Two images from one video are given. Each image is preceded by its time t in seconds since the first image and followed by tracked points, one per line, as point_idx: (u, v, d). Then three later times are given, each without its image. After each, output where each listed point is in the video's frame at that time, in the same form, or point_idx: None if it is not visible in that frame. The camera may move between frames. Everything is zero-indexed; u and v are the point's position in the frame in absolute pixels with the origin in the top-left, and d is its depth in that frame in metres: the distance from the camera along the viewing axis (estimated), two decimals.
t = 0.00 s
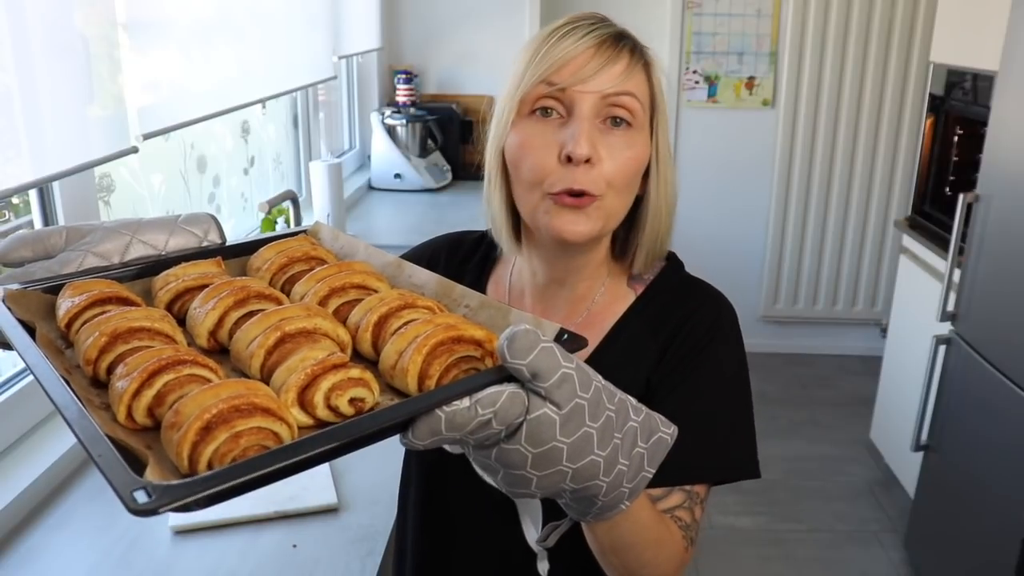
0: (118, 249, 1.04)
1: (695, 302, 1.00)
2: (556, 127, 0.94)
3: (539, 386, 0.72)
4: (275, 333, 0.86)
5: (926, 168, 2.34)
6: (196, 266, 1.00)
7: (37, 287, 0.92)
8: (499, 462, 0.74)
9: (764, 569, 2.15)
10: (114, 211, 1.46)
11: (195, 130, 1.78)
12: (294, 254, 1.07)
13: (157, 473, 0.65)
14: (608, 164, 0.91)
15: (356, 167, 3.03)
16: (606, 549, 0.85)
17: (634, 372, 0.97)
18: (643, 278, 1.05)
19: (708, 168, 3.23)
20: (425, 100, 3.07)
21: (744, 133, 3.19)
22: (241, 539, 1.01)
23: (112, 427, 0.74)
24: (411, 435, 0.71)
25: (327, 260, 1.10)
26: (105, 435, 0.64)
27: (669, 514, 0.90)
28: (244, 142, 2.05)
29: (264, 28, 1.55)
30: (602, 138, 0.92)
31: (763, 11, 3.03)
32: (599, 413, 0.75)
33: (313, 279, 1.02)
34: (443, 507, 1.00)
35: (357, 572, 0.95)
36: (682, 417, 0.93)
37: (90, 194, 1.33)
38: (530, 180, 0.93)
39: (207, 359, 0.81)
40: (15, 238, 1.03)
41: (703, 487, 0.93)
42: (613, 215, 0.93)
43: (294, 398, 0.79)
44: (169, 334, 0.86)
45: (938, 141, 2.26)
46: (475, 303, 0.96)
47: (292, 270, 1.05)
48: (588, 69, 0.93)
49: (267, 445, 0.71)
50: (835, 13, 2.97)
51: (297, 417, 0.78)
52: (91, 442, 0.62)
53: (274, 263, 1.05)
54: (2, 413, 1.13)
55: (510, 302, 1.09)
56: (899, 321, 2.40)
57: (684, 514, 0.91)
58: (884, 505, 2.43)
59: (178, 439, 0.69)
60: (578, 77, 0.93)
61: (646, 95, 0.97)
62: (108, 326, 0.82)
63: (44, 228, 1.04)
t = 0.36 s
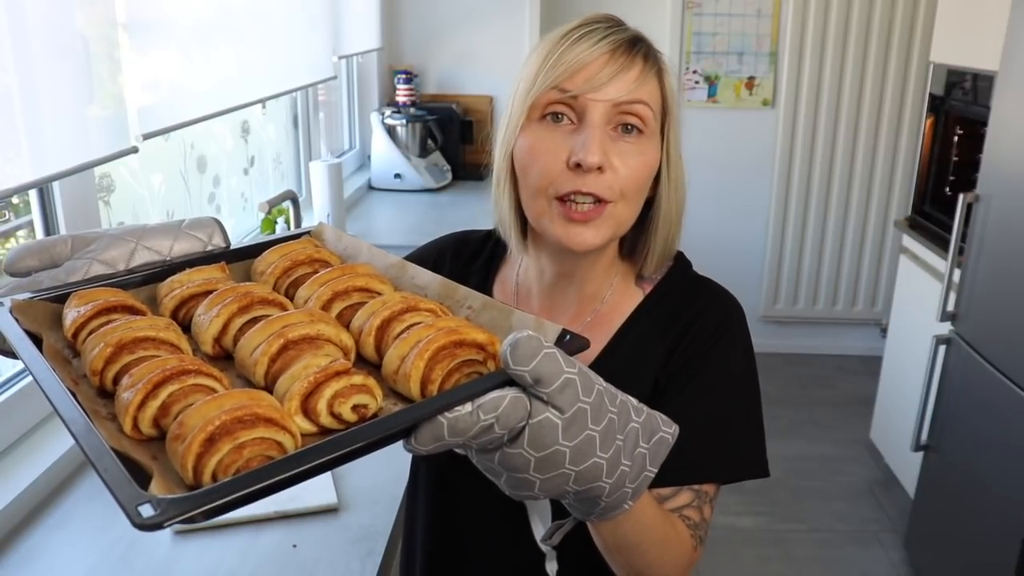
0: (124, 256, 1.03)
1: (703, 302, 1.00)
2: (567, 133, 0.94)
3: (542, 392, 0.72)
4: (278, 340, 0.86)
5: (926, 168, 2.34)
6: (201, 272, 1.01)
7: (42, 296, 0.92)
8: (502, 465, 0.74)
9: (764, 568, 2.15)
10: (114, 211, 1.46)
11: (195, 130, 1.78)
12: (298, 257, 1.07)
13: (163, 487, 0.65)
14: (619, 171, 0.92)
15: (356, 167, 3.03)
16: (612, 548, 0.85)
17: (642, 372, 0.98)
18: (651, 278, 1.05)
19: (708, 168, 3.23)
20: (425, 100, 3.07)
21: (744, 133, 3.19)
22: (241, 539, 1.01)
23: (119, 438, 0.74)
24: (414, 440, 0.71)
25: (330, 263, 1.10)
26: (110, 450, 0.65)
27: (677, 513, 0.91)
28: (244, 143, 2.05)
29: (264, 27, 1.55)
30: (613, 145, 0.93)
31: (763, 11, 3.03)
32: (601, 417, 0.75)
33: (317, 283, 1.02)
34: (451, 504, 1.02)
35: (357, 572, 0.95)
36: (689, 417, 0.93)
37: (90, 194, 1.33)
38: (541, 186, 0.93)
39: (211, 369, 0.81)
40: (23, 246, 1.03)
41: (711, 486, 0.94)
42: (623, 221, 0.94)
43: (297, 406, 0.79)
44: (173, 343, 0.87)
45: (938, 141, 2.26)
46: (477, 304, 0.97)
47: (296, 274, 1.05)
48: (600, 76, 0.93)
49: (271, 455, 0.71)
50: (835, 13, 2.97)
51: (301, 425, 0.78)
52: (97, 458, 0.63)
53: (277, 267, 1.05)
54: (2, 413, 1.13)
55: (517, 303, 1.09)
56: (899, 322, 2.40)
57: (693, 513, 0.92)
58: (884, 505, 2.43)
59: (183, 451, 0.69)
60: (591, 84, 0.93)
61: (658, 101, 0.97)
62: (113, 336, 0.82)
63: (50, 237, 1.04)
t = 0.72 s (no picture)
0: (126, 250, 1.05)
1: (706, 300, 1.00)
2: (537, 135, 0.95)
3: (539, 392, 0.72)
4: (279, 334, 0.86)
5: (926, 168, 2.34)
6: (203, 266, 1.01)
7: (43, 287, 0.92)
8: (499, 463, 0.74)
9: (764, 569, 2.15)
10: (114, 211, 1.46)
11: (195, 130, 1.78)
12: (299, 254, 1.07)
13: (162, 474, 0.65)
14: (582, 175, 0.91)
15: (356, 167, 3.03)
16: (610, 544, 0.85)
17: (643, 369, 0.97)
18: (654, 274, 1.05)
19: (708, 168, 3.23)
20: (425, 100, 3.07)
21: (744, 133, 3.19)
22: (241, 539, 1.01)
23: (118, 427, 0.74)
24: (411, 436, 0.71)
25: (331, 261, 1.09)
26: (109, 436, 0.65)
27: (676, 509, 0.91)
28: (244, 142, 2.05)
29: (264, 27, 1.55)
30: (579, 148, 0.92)
31: (763, 11, 3.03)
32: (598, 417, 0.75)
33: (318, 280, 1.02)
34: (451, 499, 1.02)
35: (357, 572, 0.95)
36: (690, 413, 0.93)
37: (90, 195, 1.33)
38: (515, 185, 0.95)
39: (211, 361, 0.81)
40: (25, 240, 1.03)
41: (711, 483, 0.93)
42: (589, 222, 0.94)
43: (297, 399, 0.79)
44: (174, 334, 0.87)
45: (938, 141, 2.26)
46: (477, 304, 0.97)
47: (297, 271, 1.05)
48: (568, 79, 0.93)
49: (269, 446, 0.71)
50: (835, 13, 2.97)
51: (300, 418, 0.78)
52: (96, 443, 0.63)
53: (278, 263, 1.05)
54: (2, 413, 1.13)
55: (519, 299, 1.09)
56: (899, 322, 2.40)
57: (691, 509, 0.91)
58: (884, 505, 2.43)
59: (182, 440, 0.69)
60: (559, 87, 0.93)
61: (638, 102, 0.95)
62: (114, 326, 0.82)
63: (51, 230, 1.03)
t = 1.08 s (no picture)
0: (124, 244, 1.03)
1: (704, 295, 1.00)
2: (542, 126, 0.95)
3: (537, 396, 0.72)
4: (279, 336, 0.86)
5: (926, 168, 2.34)
6: (201, 263, 1.01)
7: (42, 283, 0.92)
8: (499, 465, 0.74)
9: (764, 569, 2.15)
10: (114, 210, 1.46)
11: (195, 129, 1.78)
12: (298, 249, 1.07)
13: (167, 484, 0.65)
14: (584, 167, 0.91)
15: (356, 167, 3.03)
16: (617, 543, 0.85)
17: (644, 367, 0.98)
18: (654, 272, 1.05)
19: (708, 168, 3.23)
20: (425, 100, 3.07)
21: (744, 134, 3.19)
22: (241, 539, 1.01)
23: (121, 431, 0.74)
24: (412, 440, 0.71)
25: (330, 256, 1.10)
26: (114, 446, 0.65)
27: (683, 505, 0.90)
28: (244, 142, 2.05)
29: (264, 27, 1.55)
30: (583, 139, 0.92)
31: (763, 11, 3.03)
32: (597, 419, 0.75)
33: (318, 278, 1.02)
34: (454, 498, 1.02)
35: (357, 572, 0.95)
36: (692, 408, 0.93)
37: (90, 195, 1.33)
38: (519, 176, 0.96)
39: (213, 364, 0.81)
40: (23, 234, 1.04)
41: (717, 477, 0.93)
42: (592, 216, 0.94)
43: (298, 403, 0.79)
44: (174, 335, 0.87)
45: (938, 141, 2.26)
46: (476, 303, 0.97)
47: (296, 266, 1.06)
48: (573, 70, 0.93)
49: (273, 454, 0.71)
50: (835, 13, 2.97)
51: (302, 422, 0.78)
52: (102, 455, 0.63)
53: (278, 258, 1.06)
54: (2, 413, 1.13)
55: (519, 300, 1.09)
56: (899, 321, 2.40)
57: (699, 504, 0.91)
58: (884, 505, 2.43)
59: (186, 448, 0.69)
60: (565, 77, 0.93)
61: (642, 97, 0.94)
62: (116, 328, 0.82)
63: (49, 225, 1.04)
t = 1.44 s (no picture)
0: (118, 258, 1.04)
1: (706, 299, 1.00)
2: (549, 136, 0.94)
3: (538, 402, 0.72)
4: (277, 346, 0.86)
5: (926, 168, 2.34)
6: (196, 274, 1.01)
7: (36, 298, 0.92)
8: (500, 472, 0.74)
9: (764, 568, 2.15)
10: (114, 211, 1.46)
11: (195, 130, 1.78)
12: (294, 259, 1.07)
13: (168, 499, 0.65)
14: (594, 177, 0.91)
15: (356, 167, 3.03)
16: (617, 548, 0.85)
17: (646, 369, 0.97)
18: (655, 274, 1.05)
19: (708, 167, 3.23)
20: (425, 100, 3.07)
21: (744, 134, 3.19)
22: (241, 540, 1.01)
23: (119, 445, 0.74)
24: (414, 450, 0.70)
25: (326, 265, 1.10)
26: (112, 461, 0.65)
27: (683, 509, 0.91)
28: (244, 142, 2.05)
29: (264, 27, 1.55)
30: (592, 150, 0.92)
31: (763, 11, 3.03)
32: (598, 425, 0.75)
33: (314, 287, 1.02)
34: (453, 502, 1.02)
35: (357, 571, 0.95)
36: (694, 412, 0.93)
37: (90, 195, 1.33)
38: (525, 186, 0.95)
39: (212, 376, 0.81)
40: (14, 249, 1.03)
41: (717, 482, 0.94)
42: (600, 226, 0.94)
43: (298, 414, 0.79)
44: (171, 348, 0.87)
45: (938, 141, 2.26)
46: (474, 309, 0.97)
47: (292, 275, 1.06)
48: (581, 80, 0.92)
49: (274, 466, 0.71)
50: (835, 14, 2.97)
51: (302, 433, 0.79)
52: (101, 471, 0.63)
53: (273, 268, 1.06)
54: (2, 413, 1.13)
55: (519, 304, 1.08)
56: (898, 321, 2.40)
57: (698, 509, 0.92)
58: (883, 505, 2.43)
59: (186, 462, 0.69)
60: (574, 87, 0.92)
61: (649, 105, 0.95)
62: (111, 341, 0.82)
63: (43, 240, 1.04)
